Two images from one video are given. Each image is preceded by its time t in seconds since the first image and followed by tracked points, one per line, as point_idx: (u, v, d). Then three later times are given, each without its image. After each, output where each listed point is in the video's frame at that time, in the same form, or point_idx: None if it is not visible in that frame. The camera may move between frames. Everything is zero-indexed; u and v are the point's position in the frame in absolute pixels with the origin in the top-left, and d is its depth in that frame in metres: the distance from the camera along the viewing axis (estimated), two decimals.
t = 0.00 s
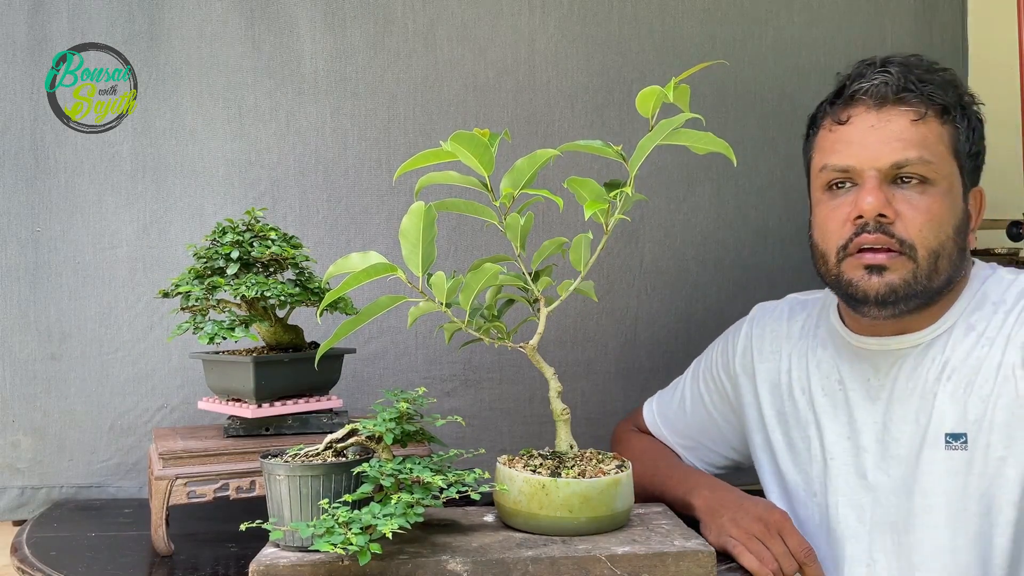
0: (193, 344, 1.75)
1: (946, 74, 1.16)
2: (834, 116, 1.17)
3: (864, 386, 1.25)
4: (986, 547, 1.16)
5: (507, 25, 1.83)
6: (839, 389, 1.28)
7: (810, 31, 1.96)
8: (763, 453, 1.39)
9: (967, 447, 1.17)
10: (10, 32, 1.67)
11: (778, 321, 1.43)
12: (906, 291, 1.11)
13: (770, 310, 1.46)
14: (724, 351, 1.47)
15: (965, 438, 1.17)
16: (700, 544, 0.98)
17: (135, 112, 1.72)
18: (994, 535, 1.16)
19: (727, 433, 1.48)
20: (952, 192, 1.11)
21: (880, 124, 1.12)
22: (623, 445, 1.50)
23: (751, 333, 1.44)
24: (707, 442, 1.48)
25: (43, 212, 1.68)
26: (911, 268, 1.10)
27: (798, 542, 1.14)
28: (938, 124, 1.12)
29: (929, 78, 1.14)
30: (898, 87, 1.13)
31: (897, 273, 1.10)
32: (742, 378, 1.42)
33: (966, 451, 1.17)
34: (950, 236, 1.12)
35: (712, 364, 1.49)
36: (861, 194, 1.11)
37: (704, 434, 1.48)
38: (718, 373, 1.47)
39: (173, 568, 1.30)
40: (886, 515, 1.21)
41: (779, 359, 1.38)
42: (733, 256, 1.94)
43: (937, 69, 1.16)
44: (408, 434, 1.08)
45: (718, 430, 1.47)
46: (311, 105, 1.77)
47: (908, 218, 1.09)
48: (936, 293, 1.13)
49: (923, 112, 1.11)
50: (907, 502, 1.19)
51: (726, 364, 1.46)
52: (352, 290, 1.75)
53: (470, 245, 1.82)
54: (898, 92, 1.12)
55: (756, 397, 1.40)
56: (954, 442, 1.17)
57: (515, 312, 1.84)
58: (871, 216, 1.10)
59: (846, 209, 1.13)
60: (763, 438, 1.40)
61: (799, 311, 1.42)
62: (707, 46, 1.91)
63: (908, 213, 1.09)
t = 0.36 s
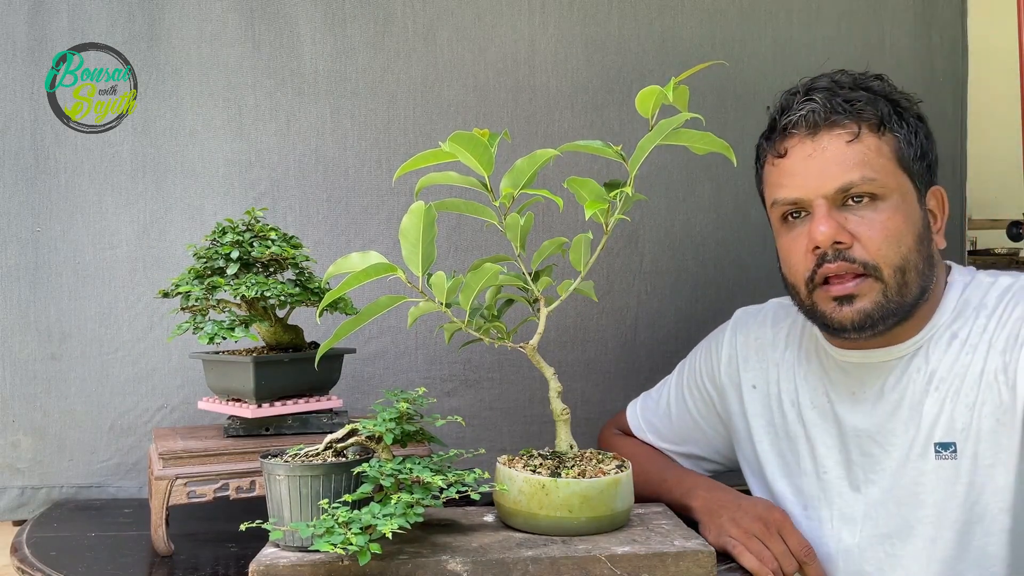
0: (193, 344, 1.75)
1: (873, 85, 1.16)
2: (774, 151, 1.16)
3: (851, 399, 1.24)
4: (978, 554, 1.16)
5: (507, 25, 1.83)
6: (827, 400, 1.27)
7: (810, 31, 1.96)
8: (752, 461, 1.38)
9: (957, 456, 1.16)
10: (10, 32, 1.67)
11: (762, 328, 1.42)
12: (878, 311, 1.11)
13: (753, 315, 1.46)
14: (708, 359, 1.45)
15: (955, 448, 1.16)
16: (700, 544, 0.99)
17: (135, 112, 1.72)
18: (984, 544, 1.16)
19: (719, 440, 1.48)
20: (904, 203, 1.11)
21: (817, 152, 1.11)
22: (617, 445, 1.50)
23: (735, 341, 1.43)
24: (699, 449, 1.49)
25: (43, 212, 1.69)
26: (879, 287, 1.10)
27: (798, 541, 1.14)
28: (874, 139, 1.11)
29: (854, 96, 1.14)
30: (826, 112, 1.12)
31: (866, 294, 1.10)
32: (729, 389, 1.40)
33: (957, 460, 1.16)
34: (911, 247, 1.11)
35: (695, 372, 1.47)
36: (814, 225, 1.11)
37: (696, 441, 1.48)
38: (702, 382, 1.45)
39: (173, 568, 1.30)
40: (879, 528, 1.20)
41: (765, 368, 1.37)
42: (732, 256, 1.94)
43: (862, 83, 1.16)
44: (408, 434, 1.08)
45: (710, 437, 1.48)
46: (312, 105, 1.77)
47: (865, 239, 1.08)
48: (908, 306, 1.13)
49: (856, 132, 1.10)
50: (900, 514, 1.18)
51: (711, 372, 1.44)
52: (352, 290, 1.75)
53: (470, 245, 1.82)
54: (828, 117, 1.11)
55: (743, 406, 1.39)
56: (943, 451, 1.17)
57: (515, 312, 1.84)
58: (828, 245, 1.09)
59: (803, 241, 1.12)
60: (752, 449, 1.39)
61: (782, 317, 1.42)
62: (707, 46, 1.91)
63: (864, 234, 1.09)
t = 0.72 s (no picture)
0: (193, 344, 1.75)
1: (865, 85, 1.17)
2: (770, 153, 1.17)
3: (855, 396, 1.23)
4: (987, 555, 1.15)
5: (507, 25, 1.83)
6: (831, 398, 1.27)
7: (810, 31, 1.96)
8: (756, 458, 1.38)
9: (962, 457, 1.15)
10: (9, 32, 1.67)
11: (767, 325, 1.43)
12: (883, 306, 1.10)
13: (761, 313, 1.46)
14: (716, 355, 1.47)
15: (960, 448, 1.15)
16: (700, 544, 0.98)
17: (135, 112, 1.72)
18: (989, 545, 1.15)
19: (723, 438, 1.48)
20: (902, 198, 1.11)
21: (813, 151, 1.11)
22: (618, 444, 1.49)
23: (742, 339, 1.44)
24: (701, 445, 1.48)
25: (42, 212, 1.68)
26: (882, 281, 1.09)
27: (799, 541, 1.14)
28: (869, 136, 1.11)
29: (847, 95, 1.14)
30: (821, 111, 1.13)
31: (870, 289, 1.09)
32: (735, 385, 1.41)
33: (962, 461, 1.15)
34: (911, 241, 1.11)
35: (703, 368, 1.48)
36: (814, 222, 1.10)
37: (699, 438, 1.48)
38: (709, 377, 1.46)
39: (173, 568, 1.30)
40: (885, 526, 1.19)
41: (770, 365, 1.37)
42: (733, 256, 1.94)
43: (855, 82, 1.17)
44: (408, 434, 1.08)
45: (714, 435, 1.48)
46: (311, 105, 1.77)
47: (866, 234, 1.08)
48: (911, 301, 1.12)
49: (851, 129, 1.11)
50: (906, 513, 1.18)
51: (719, 368, 1.45)
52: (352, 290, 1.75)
53: (470, 246, 1.82)
54: (822, 116, 1.12)
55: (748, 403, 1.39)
56: (949, 452, 1.16)
57: (515, 312, 1.84)
58: (829, 241, 1.08)
59: (804, 239, 1.12)
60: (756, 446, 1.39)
61: (789, 316, 1.42)
62: (707, 46, 1.91)
63: (864, 229, 1.08)
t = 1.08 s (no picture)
0: (193, 344, 1.75)
1: (874, 88, 1.16)
2: (779, 156, 1.16)
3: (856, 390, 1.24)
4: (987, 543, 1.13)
5: (507, 25, 1.83)
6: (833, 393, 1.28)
7: (811, 31, 1.96)
8: (762, 454, 1.39)
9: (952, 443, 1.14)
10: (9, 32, 1.67)
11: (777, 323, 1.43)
12: (891, 310, 1.11)
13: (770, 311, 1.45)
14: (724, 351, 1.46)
15: (950, 435, 1.14)
16: (700, 544, 0.98)
17: (135, 112, 1.72)
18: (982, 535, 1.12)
19: (728, 435, 1.48)
20: (912, 202, 1.10)
21: (824, 156, 1.11)
22: (619, 444, 1.49)
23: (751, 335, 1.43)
24: (706, 442, 1.48)
25: (42, 212, 1.68)
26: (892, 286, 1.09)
27: (798, 540, 1.13)
28: (880, 141, 1.11)
29: (858, 98, 1.13)
30: (831, 115, 1.12)
31: (879, 294, 1.10)
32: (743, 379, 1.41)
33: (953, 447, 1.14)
34: (921, 244, 1.10)
35: (712, 366, 1.48)
36: (824, 226, 1.11)
37: (704, 436, 1.47)
38: (717, 373, 1.46)
39: (173, 568, 1.30)
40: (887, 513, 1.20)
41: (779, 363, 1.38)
42: (733, 256, 1.94)
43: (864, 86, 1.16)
44: (408, 434, 1.08)
45: (718, 433, 1.47)
46: (311, 105, 1.77)
47: (876, 239, 1.08)
48: (921, 304, 1.12)
49: (861, 134, 1.10)
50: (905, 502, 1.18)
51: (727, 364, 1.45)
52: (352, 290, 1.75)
53: (470, 245, 1.82)
54: (833, 120, 1.11)
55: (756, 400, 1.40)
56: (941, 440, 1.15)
57: (515, 312, 1.84)
58: (839, 245, 1.09)
59: (814, 244, 1.12)
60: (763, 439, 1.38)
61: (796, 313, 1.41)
62: (707, 46, 1.91)
63: (874, 234, 1.08)
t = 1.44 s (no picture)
0: (193, 344, 1.75)
1: (871, 85, 1.17)
2: (780, 151, 1.17)
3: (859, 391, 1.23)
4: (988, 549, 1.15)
5: (507, 25, 1.83)
6: (836, 393, 1.26)
7: (811, 31, 1.95)
8: (763, 454, 1.38)
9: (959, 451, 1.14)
10: (10, 32, 1.67)
11: (779, 322, 1.43)
12: (900, 299, 1.08)
13: (774, 313, 1.45)
14: (728, 351, 1.47)
15: (957, 442, 1.14)
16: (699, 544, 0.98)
17: (135, 112, 1.72)
18: (984, 540, 1.12)
19: (729, 436, 1.48)
20: (914, 193, 1.10)
21: (825, 147, 1.11)
22: (618, 444, 1.49)
23: (755, 336, 1.44)
24: (707, 442, 1.48)
25: (42, 212, 1.68)
26: (898, 275, 1.07)
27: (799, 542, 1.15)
28: (879, 133, 1.11)
29: (856, 93, 1.14)
30: (831, 110, 1.13)
31: (886, 283, 1.08)
32: (746, 380, 1.41)
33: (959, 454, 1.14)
34: (925, 234, 1.09)
35: (714, 366, 1.48)
36: (828, 217, 1.10)
37: (705, 436, 1.47)
38: (721, 374, 1.46)
39: (173, 568, 1.30)
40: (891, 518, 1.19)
41: (781, 361, 1.37)
42: (733, 256, 1.94)
43: (861, 82, 1.17)
44: (408, 434, 1.08)
45: (719, 433, 1.47)
46: (311, 105, 1.77)
47: (879, 228, 1.07)
48: (926, 295, 1.10)
49: (861, 126, 1.11)
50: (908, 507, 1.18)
51: (731, 365, 1.45)
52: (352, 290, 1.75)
53: (470, 246, 1.82)
54: (833, 113, 1.12)
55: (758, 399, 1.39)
56: (948, 446, 1.14)
57: (515, 313, 1.84)
58: (844, 234, 1.07)
59: (818, 235, 1.11)
60: (765, 441, 1.37)
61: (801, 315, 1.41)
62: (707, 46, 1.91)
63: (878, 222, 1.07)
